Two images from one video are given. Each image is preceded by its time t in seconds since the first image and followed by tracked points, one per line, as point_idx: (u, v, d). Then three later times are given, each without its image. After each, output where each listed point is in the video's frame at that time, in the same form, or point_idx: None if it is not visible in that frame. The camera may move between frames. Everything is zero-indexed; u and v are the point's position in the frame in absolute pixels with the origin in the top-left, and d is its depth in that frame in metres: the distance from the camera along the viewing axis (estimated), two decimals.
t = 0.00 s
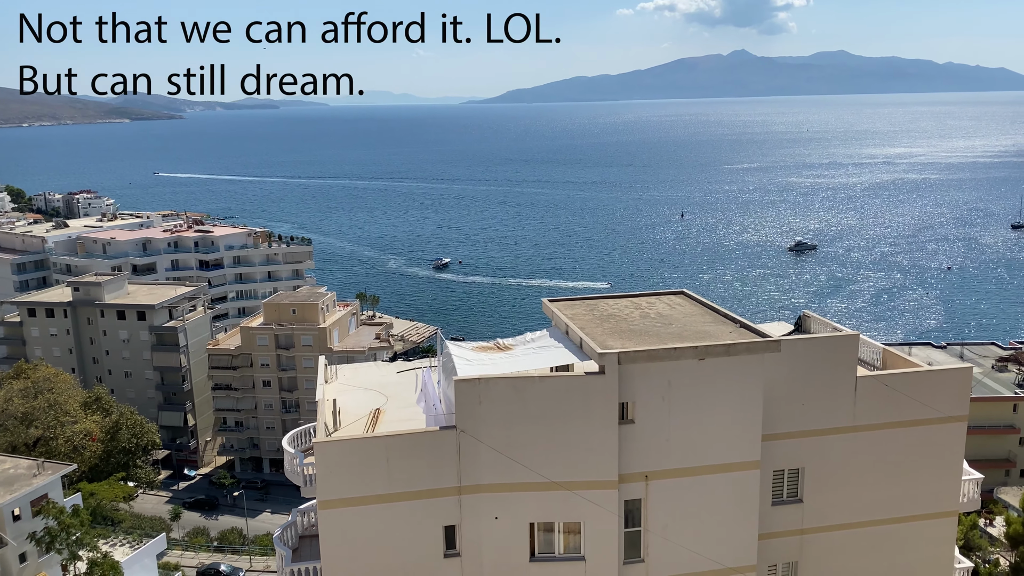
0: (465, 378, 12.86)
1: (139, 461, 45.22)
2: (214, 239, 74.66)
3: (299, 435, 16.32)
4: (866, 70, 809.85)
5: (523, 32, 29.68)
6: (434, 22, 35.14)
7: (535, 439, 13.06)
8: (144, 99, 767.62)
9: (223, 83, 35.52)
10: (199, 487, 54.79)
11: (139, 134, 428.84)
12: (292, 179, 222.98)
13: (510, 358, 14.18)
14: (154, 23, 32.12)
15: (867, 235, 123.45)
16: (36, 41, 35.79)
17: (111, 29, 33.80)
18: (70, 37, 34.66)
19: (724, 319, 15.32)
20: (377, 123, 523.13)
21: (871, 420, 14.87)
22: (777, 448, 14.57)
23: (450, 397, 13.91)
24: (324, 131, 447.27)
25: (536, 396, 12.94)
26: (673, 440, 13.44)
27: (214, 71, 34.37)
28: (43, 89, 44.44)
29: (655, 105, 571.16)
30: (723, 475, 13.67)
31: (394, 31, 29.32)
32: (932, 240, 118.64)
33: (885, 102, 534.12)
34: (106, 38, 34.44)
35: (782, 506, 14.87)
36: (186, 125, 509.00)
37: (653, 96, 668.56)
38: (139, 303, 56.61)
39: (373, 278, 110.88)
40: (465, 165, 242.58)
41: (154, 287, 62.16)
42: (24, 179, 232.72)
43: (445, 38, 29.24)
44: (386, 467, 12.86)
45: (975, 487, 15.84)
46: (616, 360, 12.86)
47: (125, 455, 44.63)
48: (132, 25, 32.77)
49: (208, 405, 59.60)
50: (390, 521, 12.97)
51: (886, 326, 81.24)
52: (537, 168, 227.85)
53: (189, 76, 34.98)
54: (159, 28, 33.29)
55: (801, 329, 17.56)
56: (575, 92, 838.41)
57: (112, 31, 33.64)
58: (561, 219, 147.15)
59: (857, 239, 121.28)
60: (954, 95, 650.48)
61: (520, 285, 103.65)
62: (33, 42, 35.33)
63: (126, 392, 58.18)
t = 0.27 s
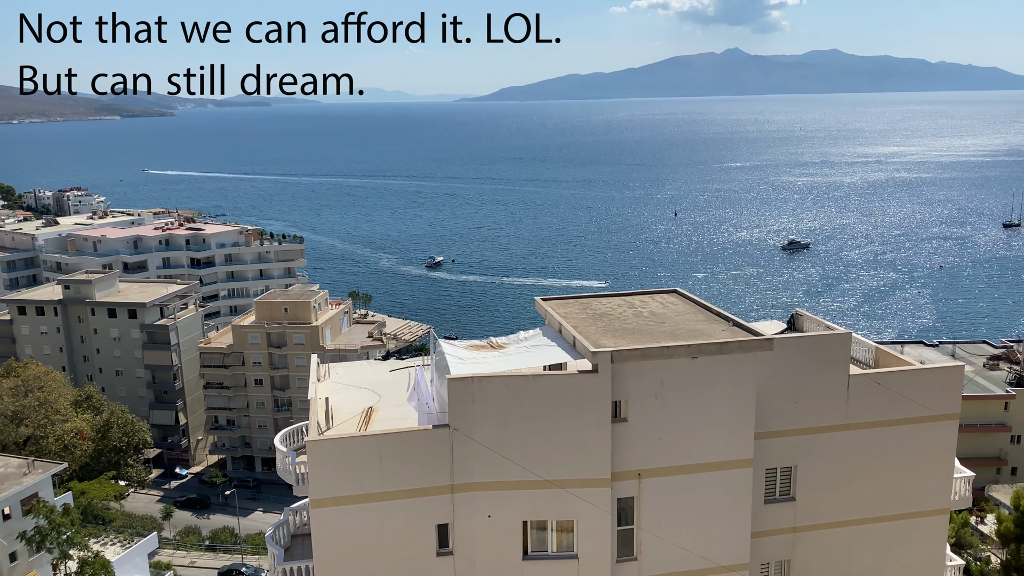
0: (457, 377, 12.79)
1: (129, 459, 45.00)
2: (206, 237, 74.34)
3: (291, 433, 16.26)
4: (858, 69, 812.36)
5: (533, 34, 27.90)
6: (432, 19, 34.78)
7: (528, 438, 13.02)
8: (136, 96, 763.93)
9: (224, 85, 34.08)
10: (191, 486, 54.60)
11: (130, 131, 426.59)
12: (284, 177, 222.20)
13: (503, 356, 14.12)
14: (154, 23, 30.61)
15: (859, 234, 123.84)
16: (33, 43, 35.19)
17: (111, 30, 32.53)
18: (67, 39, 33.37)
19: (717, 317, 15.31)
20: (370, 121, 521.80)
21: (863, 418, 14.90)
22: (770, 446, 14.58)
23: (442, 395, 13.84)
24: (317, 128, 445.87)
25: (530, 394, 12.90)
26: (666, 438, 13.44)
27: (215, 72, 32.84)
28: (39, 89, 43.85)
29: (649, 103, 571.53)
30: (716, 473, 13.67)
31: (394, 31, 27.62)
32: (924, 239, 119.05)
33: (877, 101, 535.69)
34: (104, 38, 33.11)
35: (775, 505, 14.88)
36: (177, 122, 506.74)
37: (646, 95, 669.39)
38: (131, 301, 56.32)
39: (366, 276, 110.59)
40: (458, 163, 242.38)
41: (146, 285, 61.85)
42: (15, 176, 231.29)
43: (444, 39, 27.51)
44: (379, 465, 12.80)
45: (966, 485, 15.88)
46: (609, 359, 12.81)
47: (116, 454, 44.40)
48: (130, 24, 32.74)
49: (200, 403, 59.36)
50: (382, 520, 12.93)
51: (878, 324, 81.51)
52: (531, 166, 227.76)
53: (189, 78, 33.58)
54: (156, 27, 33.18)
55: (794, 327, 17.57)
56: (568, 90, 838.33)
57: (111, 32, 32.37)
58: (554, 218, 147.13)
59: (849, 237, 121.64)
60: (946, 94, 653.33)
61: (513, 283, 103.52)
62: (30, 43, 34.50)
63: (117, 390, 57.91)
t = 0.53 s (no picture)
0: (451, 375, 12.79)
1: (122, 459, 44.86)
2: (198, 236, 74.10)
3: (285, 433, 16.20)
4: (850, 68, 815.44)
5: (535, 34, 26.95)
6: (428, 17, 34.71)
7: (523, 438, 13.03)
8: (128, 96, 760.49)
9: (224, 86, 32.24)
10: (183, 486, 54.44)
11: (121, 130, 424.68)
12: (277, 176, 221.68)
13: (497, 355, 14.13)
14: (149, 22, 28.82)
15: (851, 233, 124.33)
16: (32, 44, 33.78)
17: (108, 28, 30.40)
18: (62, 36, 31.21)
19: (710, 316, 15.33)
20: (363, 120, 520.67)
21: (857, 416, 14.94)
22: (763, 445, 14.62)
23: (436, 395, 13.83)
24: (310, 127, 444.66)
25: (523, 393, 12.91)
26: (660, 438, 13.44)
27: (216, 73, 30.71)
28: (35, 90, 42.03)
29: (642, 102, 572.23)
30: (710, 472, 13.69)
31: (396, 29, 26.63)
32: (915, 238, 119.64)
33: (869, 101, 537.89)
34: (102, 34, 30.74)
35: (769, 503, 14.92)
36: (169, 122, 504.94)
37: (639, 94, 670.67)
38: (123, 300, 56.12)
39: (359, 276, 110.43)
40: (451, 162, 242.19)
41: (138, 284, 61.65)
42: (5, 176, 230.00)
43: (446, 37, 26.73)
44: (373, 462, 12.78)
45: (958, 483, 15.95)
46: (602, 358, 12.84)
47: (108, 453, 44.25)
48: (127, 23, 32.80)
49: (193, 402, 59.16)
50: (377, 518, 12.91)
51: (871, 324, 81.82)
52: (524, 165, 227.84)
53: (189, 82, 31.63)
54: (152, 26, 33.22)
55: (786, 326, 17.60)
56: (562, 90, 838.59)
57: (111, 30, 30.29)
58: (547, 217, 147.24)
59: (842, 237, 122.07)
60: (937, 94, 656.26)
61: (506, 282, 103.50)
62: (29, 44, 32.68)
63: (109, 390, 57.67)
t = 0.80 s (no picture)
0: (446, 379, 12.80)
1: (116, 462, 44.71)
2: (193, 238, 73.97)
3: (279, 436, 16.18)
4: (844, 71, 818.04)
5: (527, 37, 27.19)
6: (422, 19, 34.79)
7: (517, 440, 13.04)
8: (122, 98, 758.44)
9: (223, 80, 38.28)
10: (177, 489, 54.27)
11: (114, 133, 423.48)
12: (271, 179, 221.29)
13: (491, 358, 14.15)
14: (155, 27, 34.81)
15: (845, 236, 124.78)
16: (39, 39, 37.70)
17: (114, 31, 36.44)
18: (78, 36, 37.30)
19: (704, 319, 15.37)
20: (357, 123, 520.14)
21: (850, 418, 14.99)
22: (757, 448, 14.65)
23: (431, 397, 13.83)
24: (304, 130, 444.08)
25: (517, 396, 12.93)
26: (654, 440, 13.47)
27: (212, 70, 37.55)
28: (43, 87, 46.36)
29: (636, 106, 573.13)
30: (705, 474, 13.71)
31: (394, 31, 31.76)
32: (908, 241, 120.12)
33: (863, 105, 540.09)
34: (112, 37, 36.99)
35: (763, 506, 14.94)
36: (163, 124, 503.71)
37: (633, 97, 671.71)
38: (117, 303, 56.00)
39: (354, 278, 110.33)
40: (446, 165, 242.17)
41: (132, 286, 61.55)
42: None
43: (443, 38, 32.21)
44: (367, 466, 12.77)
45: (951, 485, 16.01)
46: (597, 360, 12.87)
47: (102, 457, 44.12)
48: (125, 23, 33.03)
49: (187, 406, 59.01)
50: (372, 522, 12.91)
51: (865, 326, 82.12)
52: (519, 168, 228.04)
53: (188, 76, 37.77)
54: (150, 27, 33.39)
55: (780, 329, 17.66)
56: (556, 93, 839.13)
57: (117, 33, 36.13)
58: (542, 220, 147.33)
59: (835, 239, 122.48)
60: (930, 97, 658.64)
61: (501, 285, 103.49)
62: (38, 41, 37.42)
63: (103, 393, 57.50)
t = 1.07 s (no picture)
0: (441, 384, 12.79)
1: (110, 468, 44.49)
2: (188, 244, 73.88)
3: (273, 442, 16.11)
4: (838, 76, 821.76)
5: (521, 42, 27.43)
6: (420, 22, 34.84)
7: (514, 445, 13.01)
8: (117, 103, 758.09)
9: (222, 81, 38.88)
10: (172, 495, 54.03)
11: (109, 138, 423.02)
12: (266, 184, 221.22)
13: (487, 363, 14.15)
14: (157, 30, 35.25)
15: (839, 241, 125.22)
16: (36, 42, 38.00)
17: (115, 32, 36.91)
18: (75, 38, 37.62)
19: (699, 324, 15.40)
20: (353, 128, 520.30)
21: (846, 423, 14.99)
22: (752, 452, 14.67)
23: (427, 403, 13.81)
24: (299, 135, 444.16)
25: (513, 401, 12.92)
26: (649, 445, 13.46)
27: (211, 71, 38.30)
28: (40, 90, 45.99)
29: (631, 111, 574.83)
30: (701, 479, 13.72)
31: (394, 30, 32.37)
32: (902, 246, 120.60)
33: (857, 110, 542.50)
34: (113, 37, 37.20)
35: (758, 511, 14.93)
36: (158, 129, 503.37)
37: (628, 103, 673.97)
38: (111, 309, 55.83)
39: (349, 283, 110.27)
40: (441, 170, 242.45)
41: (127, 292, 61.38)
42: None
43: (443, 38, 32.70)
44: (362, 472, 12.74)
45: (946, 489, 16.04)
46: (592, 365, 12.87)
47: (96, 463, 43.92)
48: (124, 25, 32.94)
49: (181, 412, 58.80)
50: (368, 527, 12.87)
51: (860, 331, 82.37)
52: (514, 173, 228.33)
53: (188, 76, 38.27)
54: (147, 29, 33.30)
55: (775, 334, 17.69)
56: (551, 98, 840.91)
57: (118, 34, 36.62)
58: (537, 225, 147.56)
59: (830, 244, 122.88)
60: (923, 103, 661.84)
61: (497, 290, 103.53)
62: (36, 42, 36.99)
63: (97, 399, 57.29)
